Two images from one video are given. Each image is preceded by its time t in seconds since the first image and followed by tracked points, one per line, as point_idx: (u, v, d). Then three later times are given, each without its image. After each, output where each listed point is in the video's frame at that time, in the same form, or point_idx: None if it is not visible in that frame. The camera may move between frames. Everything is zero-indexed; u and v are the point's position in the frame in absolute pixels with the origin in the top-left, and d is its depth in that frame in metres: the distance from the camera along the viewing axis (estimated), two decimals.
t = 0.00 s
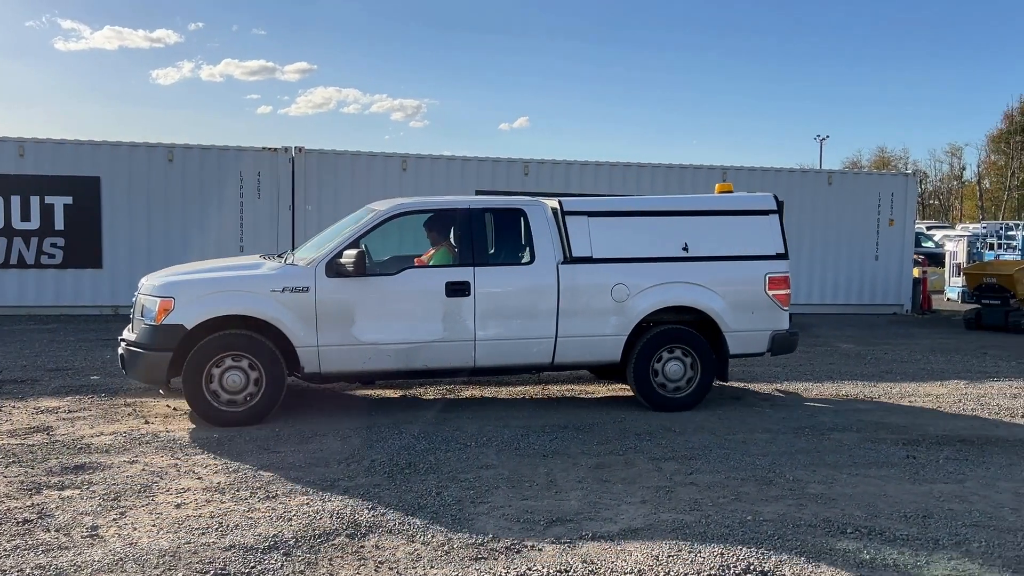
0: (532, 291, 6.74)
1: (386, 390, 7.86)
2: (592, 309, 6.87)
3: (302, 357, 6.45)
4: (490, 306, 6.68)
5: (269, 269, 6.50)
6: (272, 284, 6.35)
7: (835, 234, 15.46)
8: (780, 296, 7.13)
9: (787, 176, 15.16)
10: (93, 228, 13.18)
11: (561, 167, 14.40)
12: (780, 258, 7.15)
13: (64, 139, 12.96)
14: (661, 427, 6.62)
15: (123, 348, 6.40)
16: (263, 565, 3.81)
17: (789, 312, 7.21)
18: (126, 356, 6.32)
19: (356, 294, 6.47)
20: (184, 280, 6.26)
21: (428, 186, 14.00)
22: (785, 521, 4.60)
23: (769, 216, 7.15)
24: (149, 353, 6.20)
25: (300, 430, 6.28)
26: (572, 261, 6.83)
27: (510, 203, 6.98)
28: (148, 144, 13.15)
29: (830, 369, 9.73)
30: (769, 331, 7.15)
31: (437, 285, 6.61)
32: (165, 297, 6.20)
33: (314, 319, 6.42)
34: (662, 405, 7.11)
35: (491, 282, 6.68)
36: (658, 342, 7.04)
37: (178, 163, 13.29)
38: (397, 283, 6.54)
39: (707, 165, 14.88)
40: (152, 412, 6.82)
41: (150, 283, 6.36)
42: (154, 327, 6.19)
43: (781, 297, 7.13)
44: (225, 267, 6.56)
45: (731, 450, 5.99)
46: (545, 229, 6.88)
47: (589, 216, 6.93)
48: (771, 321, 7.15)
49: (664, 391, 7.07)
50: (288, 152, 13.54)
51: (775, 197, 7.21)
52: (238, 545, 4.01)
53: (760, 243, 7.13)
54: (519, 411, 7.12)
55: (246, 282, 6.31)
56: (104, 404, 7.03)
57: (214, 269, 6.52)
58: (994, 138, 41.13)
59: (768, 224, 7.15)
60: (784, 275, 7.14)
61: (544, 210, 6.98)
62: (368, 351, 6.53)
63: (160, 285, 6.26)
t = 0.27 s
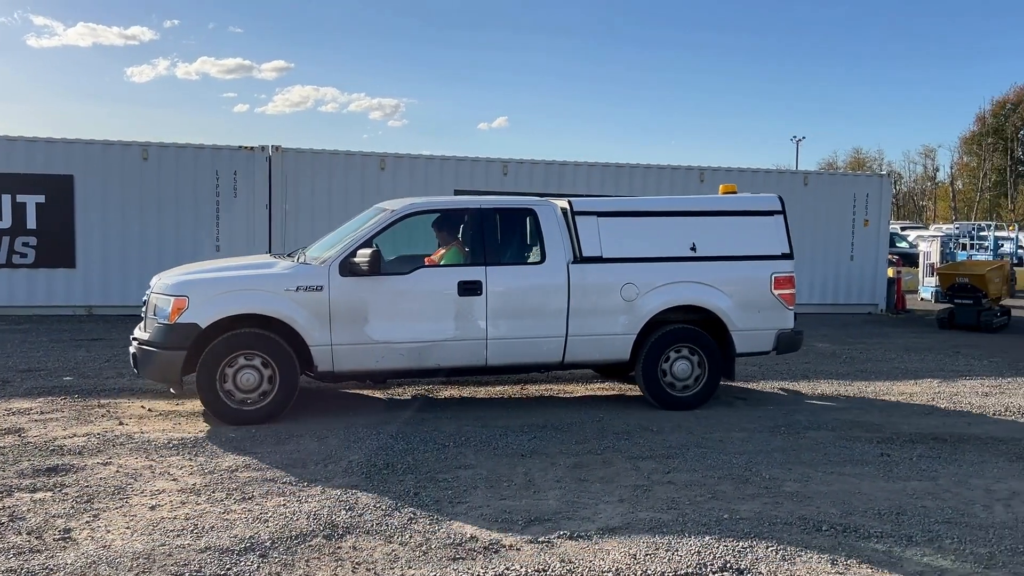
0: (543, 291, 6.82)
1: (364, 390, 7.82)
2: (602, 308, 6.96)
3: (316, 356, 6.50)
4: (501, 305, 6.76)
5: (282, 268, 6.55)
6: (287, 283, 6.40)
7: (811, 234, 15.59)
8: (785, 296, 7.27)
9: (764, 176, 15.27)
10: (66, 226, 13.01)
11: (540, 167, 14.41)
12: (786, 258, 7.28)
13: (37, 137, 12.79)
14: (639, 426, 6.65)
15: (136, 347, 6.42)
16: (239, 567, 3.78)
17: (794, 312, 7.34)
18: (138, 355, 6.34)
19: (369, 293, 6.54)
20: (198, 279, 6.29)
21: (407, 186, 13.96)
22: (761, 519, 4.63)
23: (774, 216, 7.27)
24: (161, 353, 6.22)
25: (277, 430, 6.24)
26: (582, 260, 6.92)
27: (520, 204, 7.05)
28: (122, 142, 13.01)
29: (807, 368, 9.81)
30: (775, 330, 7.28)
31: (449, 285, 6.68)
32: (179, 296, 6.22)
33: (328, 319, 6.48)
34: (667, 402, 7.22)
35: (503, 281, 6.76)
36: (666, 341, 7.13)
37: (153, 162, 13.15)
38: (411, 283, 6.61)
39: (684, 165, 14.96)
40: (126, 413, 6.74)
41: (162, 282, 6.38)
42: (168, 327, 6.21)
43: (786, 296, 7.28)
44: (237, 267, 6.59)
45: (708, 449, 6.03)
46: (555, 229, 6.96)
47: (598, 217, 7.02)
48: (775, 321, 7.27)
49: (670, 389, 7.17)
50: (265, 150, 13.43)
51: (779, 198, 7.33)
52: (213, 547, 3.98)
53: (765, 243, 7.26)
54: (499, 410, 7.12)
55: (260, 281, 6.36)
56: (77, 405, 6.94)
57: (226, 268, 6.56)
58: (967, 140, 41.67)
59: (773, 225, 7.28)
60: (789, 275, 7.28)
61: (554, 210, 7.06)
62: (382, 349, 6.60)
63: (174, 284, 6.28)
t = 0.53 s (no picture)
0: (553, 290, 6.88)
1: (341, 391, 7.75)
2: (610, 308, 7.03)
3: (328, 354, 6.54)
4: (512, 304, 6.81)
5: (294, 267, 6.57)
6: (300, 283, 6.43)
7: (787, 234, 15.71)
8: (788, 295, 7.36)
9: (740, 177, 15.38)
10: (37, 225, 12.83)
11: (518, 167, 14.41)
12: (778, 259, 7.34)
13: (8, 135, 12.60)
14: (617, 425, 6.67)
15: (148, 346, 6.43)
16: (213, 569, 3.74)
17: (797, 311, 7.43)
18: (151, 353, 6.35)
19: (382, 292, 6.57)
20: (212, 279, 6.32)
21: (384, 186, 13.91)
22: (737, 518, 4.66)
23: (778, 217, 7.35)
24: (173, 351, 6.24)
25: (254, 431, 6.20)
26: (591, 260, 6.98)
27: (530, 203, 7.08)
28: (95, 140, 12.85)
29: (783, 367, 9.89)
30: (778, 329, 7.36)
31: (460, 284, 6.72)
32: (192, 295, 6.25)
33: (341, 317, 6.52)
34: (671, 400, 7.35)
35: (514, 281, 6.81)
36: (673, 340, 7.24)
37: (127, 160, 13.00)
38: (423, 282, 6.65)
39: (661, 166, 15.03)
40: (99, 414, 6.66)
41: (175, 282, 6.39)
42: (181, 325, 6.23)
43: (790, 295, 7.36)
44: (249, 266, 6.63)
45: (684, 449, 6.06)
46: (565, 229, 7.01)
47: (606, 217, 7.08)
48: (780, 320, 7.36)
49: (676, 387, 7.29)
50: (241, 149, 13.32)
51: (782, 198, 7.40)
52: (187, 550, 3.94)
53: (770, 243, 7.34)
54: (478, 410, 7.11)
55: (272, 280, 6.38)
56: (48, 407, 6.84)
57: (238, 267, 6.59)
58: (939, 142, 42.19)
59: (777, 225, 7.36)
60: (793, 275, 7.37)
61: (564, 211, 7.10)
62: (394, 348, 6.64)
63: (188, 283, 6.30)
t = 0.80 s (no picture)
0: (564, 292, 6.92)
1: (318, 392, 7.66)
2: (619, 309, 7.08)
3: (342, 355, 6.54)
4: (524, 306, 6.85)
5: (307, 268, 6.57)
6: (314, 283, 6.43)
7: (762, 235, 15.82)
8: (792, 297, 7.46)
9: (717, 178, 15.47)
10: (7, 224, 12.64)
11: (496, 168, 14.40)
12: (758, 261, 7.38)
13: None
14: (594, 425, 6.68)
15: (160, 346, 6.39)
16: (186, 573, 3.70)
17: (800, 312, 7.54)
18: (163, 354, 6.31)
19: (395, 293, 6.58)
20: (227, 279, 6.30)
21: (361, 185, 13.84)
22: (713, 517, 4.69)
23: (781, 220, 7.44)
24: (186, 351, 6.21)
25: (230, 432, 6.14)
26: (601, 262, 7.03)
27: (540, 205, 7.11)
28: (67, 137, 12.68)
29: (760, 367, 9.95)
30: (782, 330, 7.47)
31: (473, 286, 6.74)
32: (206, 296, 6.23)
33: (355, 318, 6.52)
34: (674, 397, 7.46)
35: (526, 282, 6.84)
36: (681, 341, 7.32)
37: (100, 158, 12.84)
38: (436, 282, 6.67)
39: (638, 167, 15.07)
40: (70, 416, 6.56)
41: (189, 281, 6.37)
42: (196, 326, 6.21)
43: (794, 297, 7.47)
44: (261, 267, 6.62)
45: (661, 448, 6.08)
46: (575, 231, 7.05)
47: (615, 219, 7.13)
48: (784, 321, 7.46)
49: (681, 387, 7.37)
50: (216, 147, 13.21)
51: (785, 201, 7.50)
52: (159, 553, 3.90)
53: (774, 246, 7.44)
54: (456, 411, 7.09)
55: (286, 281, 6.38)
56: (17, 409, 6.72)
57: (250, 269, 6.58)
58: (912, 144, 42.69)
59: (781, 227, 7.46)
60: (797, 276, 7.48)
61: (574, 213, 7.13)
62: (407, 348, 6.64)
63: (202, 283, 6.28)
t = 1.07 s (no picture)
0: (574, 292, 6.99)
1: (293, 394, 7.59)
2: (628, 310, 7.15)
3: (356, 354, 6.57)
4: (535, 306, 6.90)
5: (322, 269, 6.60)
6: (330, 283, 6.46)
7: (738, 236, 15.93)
8: (797, 298, 7.56)
9: (694, 180, 15.56)
10: None
11: (474, 168, 14.39)
12: (739, 262, 7.42)
13: None
14: (572, 426, 6.69)
15: (175, 346, 6.39)
16: None
17: (804, 313, 7.64)
18: (178, 354, 6.32)
19: (409, 293, 6.62)
20: (243, 279, 6.31)
21: (338, 185, 13.78)
22: (689, 517, 4.71)
23: (785, 223, 7.54)
24: (202, 352, 6.20)
25: (204, 434, 6.08)
26: (610, 263, 7.11)
27: (550, 207, 7.18)
28: (39, 135, 12.51)
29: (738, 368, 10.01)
30: (787, 330, 7.56)
31: (485, 286, 6.79)
32: (223, 296, 6.24)
33: (370, 318, 6.55)
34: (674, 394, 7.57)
35: (537, 284, 6.90)
36: (689, 340, 7.40)
37: (73, 157, 12.68)
38: (451, 283, 6.72)
39: (616, 169, 15.12)
40: (41, 418, 6.47)
41: (204, 281, 6.36)
42: (212, 326, 6.22)
43: (798, 298, 7.57)
44: (275, 267, 6.64)
45: (638, 448, 6.10)
46: (585, 233, 7.12)
47: (624, 221, 7.20)
48: (788, 321, 7.56)
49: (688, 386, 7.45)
50: (191, 146, 13.11)
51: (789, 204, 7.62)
52: (133, 556, 3.85)
53: (779, 247, 7.53)
54: (434, 412, 7.07)
55: (302, 281, 6.41)
56: None
57: (265, 269, 6.60)
58: (886, 146, 43.16)
59: (786, 230, 7.57)
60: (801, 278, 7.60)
61: (583, 214, 7.21)
62: (422, 348, 6.68)
63: (218, 283, 6.29)
